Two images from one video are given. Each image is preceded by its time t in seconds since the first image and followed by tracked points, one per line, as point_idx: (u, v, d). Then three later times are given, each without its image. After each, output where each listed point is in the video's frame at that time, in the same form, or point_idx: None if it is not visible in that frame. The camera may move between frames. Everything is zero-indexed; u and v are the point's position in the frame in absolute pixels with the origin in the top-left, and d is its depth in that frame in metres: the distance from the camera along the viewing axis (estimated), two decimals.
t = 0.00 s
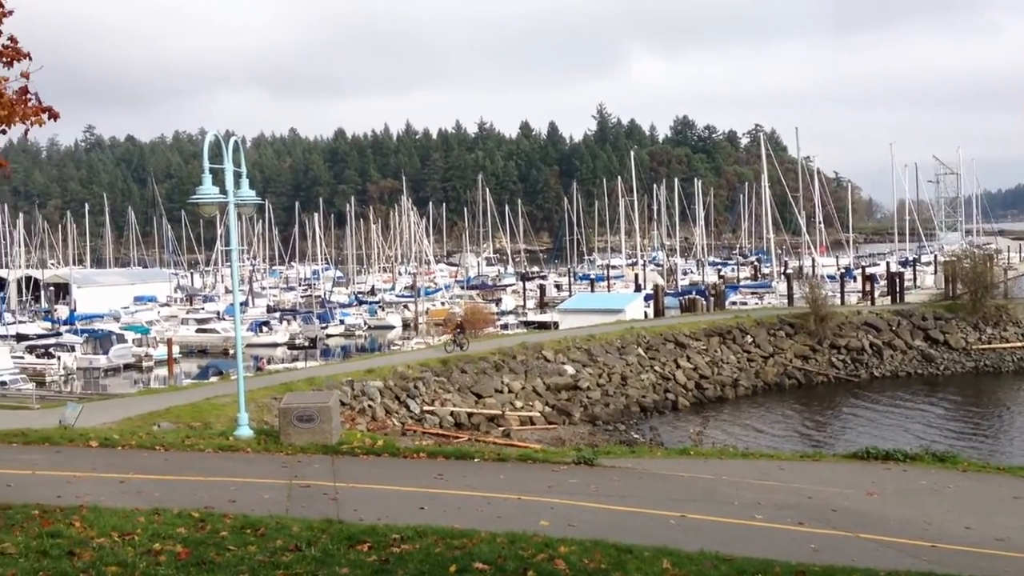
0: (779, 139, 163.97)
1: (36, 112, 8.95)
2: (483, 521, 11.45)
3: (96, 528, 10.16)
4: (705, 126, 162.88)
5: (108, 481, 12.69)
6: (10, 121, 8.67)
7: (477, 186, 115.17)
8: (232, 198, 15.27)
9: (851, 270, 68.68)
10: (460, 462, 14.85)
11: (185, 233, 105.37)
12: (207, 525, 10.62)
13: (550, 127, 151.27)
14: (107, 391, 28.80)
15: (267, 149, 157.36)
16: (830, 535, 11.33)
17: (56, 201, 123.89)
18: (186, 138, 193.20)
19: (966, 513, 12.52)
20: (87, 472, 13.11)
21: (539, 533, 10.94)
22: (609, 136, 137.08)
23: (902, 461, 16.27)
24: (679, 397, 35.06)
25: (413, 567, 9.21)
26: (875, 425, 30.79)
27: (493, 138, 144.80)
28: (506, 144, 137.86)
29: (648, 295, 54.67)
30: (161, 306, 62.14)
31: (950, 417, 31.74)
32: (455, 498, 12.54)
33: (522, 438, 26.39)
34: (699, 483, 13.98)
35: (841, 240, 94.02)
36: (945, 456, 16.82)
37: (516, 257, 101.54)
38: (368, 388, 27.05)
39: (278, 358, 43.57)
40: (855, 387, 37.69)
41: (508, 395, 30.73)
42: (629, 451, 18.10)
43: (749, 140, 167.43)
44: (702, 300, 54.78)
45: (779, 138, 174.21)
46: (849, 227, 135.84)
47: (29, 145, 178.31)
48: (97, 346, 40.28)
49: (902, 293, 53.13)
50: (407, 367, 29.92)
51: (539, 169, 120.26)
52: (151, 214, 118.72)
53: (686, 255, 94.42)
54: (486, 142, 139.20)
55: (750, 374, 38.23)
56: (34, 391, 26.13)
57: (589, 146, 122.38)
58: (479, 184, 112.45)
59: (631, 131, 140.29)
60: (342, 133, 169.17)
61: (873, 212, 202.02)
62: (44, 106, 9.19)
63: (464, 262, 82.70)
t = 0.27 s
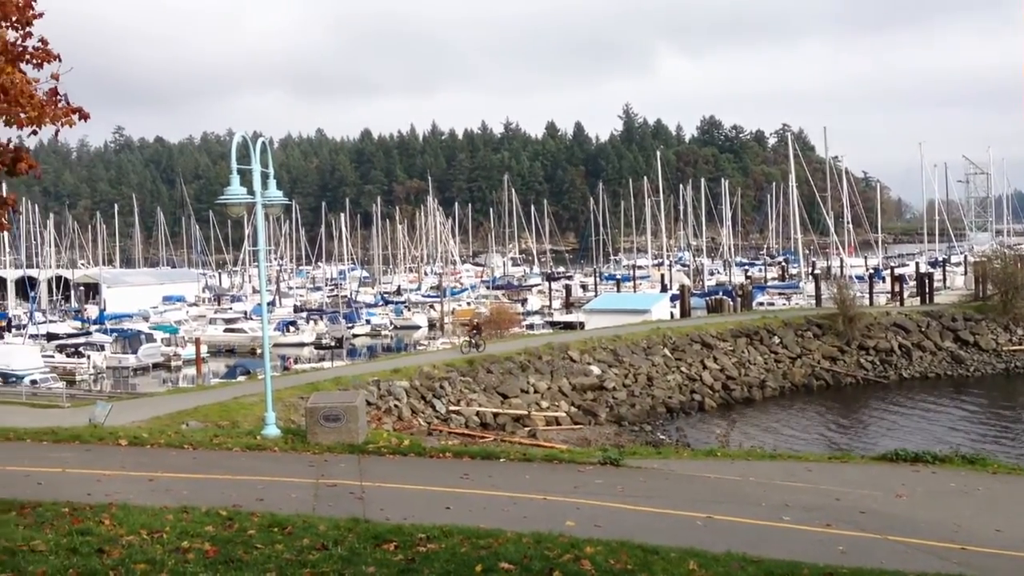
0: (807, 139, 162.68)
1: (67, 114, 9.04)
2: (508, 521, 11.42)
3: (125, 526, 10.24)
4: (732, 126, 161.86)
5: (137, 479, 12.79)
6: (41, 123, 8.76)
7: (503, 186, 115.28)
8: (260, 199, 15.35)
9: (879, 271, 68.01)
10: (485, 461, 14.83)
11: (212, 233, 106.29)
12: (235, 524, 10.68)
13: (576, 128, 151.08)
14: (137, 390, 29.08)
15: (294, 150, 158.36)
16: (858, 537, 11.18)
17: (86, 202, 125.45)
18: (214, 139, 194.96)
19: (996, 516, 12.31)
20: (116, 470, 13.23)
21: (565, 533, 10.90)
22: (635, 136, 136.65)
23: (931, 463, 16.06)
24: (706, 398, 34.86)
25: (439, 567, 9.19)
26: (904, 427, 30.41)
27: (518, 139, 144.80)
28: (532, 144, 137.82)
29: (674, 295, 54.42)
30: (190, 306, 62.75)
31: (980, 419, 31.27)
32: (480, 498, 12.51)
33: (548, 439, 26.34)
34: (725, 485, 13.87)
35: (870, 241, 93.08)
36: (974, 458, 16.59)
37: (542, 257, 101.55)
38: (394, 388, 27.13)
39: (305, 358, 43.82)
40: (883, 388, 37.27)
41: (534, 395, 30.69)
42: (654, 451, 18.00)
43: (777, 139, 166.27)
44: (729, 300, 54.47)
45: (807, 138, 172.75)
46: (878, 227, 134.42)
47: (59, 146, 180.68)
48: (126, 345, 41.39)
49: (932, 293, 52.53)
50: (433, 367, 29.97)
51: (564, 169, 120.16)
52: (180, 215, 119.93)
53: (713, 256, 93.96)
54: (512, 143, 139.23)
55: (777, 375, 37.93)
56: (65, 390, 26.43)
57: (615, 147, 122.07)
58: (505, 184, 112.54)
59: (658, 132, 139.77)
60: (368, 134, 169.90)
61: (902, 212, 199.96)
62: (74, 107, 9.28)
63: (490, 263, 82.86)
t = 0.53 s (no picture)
0: (835, 139, 161.22)
1: (96, 115, 9.16)
2: (534, 522, 11.35)
3: (153, 525, 10.29)
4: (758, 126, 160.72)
5: (165, 478, 12.87)
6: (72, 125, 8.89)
7: (529, 187, 115.28)
8: (286, 199, 15.42)
9: (908, 272, 67.20)
10: (510, 462, 14.77)
11: (240, 234, 107.16)
12: (262, 523, 10.70)
13: (601, 128, 150.74)
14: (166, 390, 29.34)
15: (321, 150, 159.31)
16: (888, 540, 11.00)
17: (116, 203, 126.92)
18: (242, 140, 196.52)
19: None
20: (145, 469, 13.32)
21: (591, 534, 10.82)
22: (661, 136, 136.10)
23: (961, 466, 15.79)
24: (732, 399, 34.58)
25: (465, 568, 9.15)
26: (934, 429, 29.98)
27: (544, 139, 144.71)
28: (557, 144, 137.70)
29: (701, 296, 54.08)
30: (218, 306, 63.25)
31: (1012, 421, 30.76)
32: (506, 499, 12.46)
33: (573, 439, 26.26)
34: (752, 487, 13.71)
35: (900, 241, 92.06)
36: (1006, 461, 16.29)
37: (568, 258, 101.41)
38: (420, 388, 27.18)
39: (332, 358, 44.00)
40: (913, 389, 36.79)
41: (559, 396, 30.62)
42: (681, 453, 17.86)
43: (804, 139, 164.85)
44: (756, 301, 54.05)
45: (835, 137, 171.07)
46: (907, 228, 132.89)
47: (90, 148, 182.93)
48: (155, 344, 42.12)
49: (962, 294, 51.84)
50: (459, 367, 29.97)
51: (590, 170, 119.96)
52: (208, 215, 121.04)
53: (740, 257, 93.39)
54: (537, 143, 139.18)
55: (804, 377, 37.56)
56: (95, 390, 26.71)
57: (641, 147, 121.65)
58: (531, 185, 112.53)
59: (684, 132, 139.15)
60: (395, 135, 170.55)
61: (932, 213, 197.67)
62: (103, 108, 9.42)
63: (516, 263, 82.81)
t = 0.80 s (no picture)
0: (864, 141, 159.74)
1: (126, 118, 9.29)
2: (560, 525, 11.31)
3: (182, 525, 10.37)
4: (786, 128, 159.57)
5: (194, 478, 12.97)
6: (102, 127, 9.01)
7: (555, 190, 115.28)
8: (314, 202, 15.50)
9: (939, 275, 66.42)
10: (536, 465, 14.74)
11: (268, 237, 108.04)
12: (289, 524, 10.75)
13: (628, 131, 150.36)
14: (195, 391, 29.60)
15: (348, 153, 160.20)
16: (918, 546, 10.84)
17: (146, 206, 128.39)
18: (270, 143, 198.09)
19: None
20: (174, 470, 13.43)
21: (617, 538, 10.77)
22: (688, 138, 135.54)
23: (991, 471, 15.55)
24: (760, 403, 34.31)
25: (491, 570, 9.14)
26: (965, 434, 29.55)
27: (570, 142, 144.62)
28: (584, 147, 137.55)
29: (728, 299, 53.77)
30: (246, 308, 63.77)
31: None
32: (531, 502, 12.43)
33: (599, 443, 26.19)
34: (779, 491, 13.58)
35: (930, 245, 91.02)
36: None
37: (594, 261, 101.27)
38: (446, 390, 27.22)
39: (358, 360, 44.21)
40: (943, 394, 36.30)
41: (585, 399, 30.54)
42: (707, 456, 17.74)
43: (832, 141, 163.45)
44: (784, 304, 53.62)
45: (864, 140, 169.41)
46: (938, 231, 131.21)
47: (120, 152, 185.29)
48: (183, 346, 42.48)
49: (994, 298, 51.16)
50: (485, 370, 29.98)
51: (617, 173, 119.76)
52: (236, 219, 122.17)
53: (767, 261, 92.79)
54: (564, 146, 139.13)
55: (832, 381, 37.20)
56: (125, 391, 27.01)
57: (668, 150, 121.21)
58: (557, 188, 112.48)
59: (711, 134, 138.48)
60: (421, 138, 171.19)
61: (962, 216, 195.25)
62: (132, 112, 9.54)
63: (542, 266, 82.78)
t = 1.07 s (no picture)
0: (896, 141, 157.87)
1: (158, 119, 9.37)
2: (588, 527, 11.25)
3: (211, 524, 10.43)
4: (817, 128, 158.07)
5: (224, 478, 13.05)
6: (134, 128, 9.11)
7: (583, 190, 115.09)
8: (343, 202, 15.54)
9: (972, 277, 65.50)
10: (563, 466, 14.68)
11: (297, 237, 108.79)
12: (318, 523, 10.78)
13: (656, 131, 149.71)
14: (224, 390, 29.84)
15: (376, 154, 160.79)
16: (950, 550, 10.65)
17: (177, 206, 129.79)
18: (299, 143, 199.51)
19: None
20: (203, 468, 13.52)
21: (645, 539, 10.69)
22: (718, 138, 134.72)
23: None
24: (790, 405, 33.98)
25: (519, 571, 9.10)
26: (999, 437, 29.06)
27: (598, 142, 144.28)
28: (612, 147, 137.12)
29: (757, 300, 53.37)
30: (275, 308, 64.25)
31: None
32: (559, 503, 12.37)
33: (627, 444, 26.09)
34: (808, 494, 13.42)
35: (963, 246, 89.81)
36: None
37: (622, 261, 100.95)
38: (474, 391, 27.23)
39: (386, 360, 44.40)
40: (976, 397, 35.74)
41: (613, 400, 30.42)
42: (735, 458, 17.59)
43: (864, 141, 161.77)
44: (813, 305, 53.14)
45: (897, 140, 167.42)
46: (971, 232, 129.45)
47: (152, 153, 187.46)
48: (213, 346, 43.13)
49: None
50: (512, 370, 29.94)
51: (645, 173, 119.32)
52: (266, 219, 123.16)
53: (797, 262, 92.00)
54: (592, 146, 138.79)
55: (863, 383, 36.77)
56: (156, 390, 27.28)
57: (697, 150, 120.53)
58: (585, 189, 112.26)
59: (740, 134, 137.54)
60: (449, 138, 171.59)
61: (996, 217, 192.43)
62: (164, 113, 9.63)
63: (569, 267, 82.65)
